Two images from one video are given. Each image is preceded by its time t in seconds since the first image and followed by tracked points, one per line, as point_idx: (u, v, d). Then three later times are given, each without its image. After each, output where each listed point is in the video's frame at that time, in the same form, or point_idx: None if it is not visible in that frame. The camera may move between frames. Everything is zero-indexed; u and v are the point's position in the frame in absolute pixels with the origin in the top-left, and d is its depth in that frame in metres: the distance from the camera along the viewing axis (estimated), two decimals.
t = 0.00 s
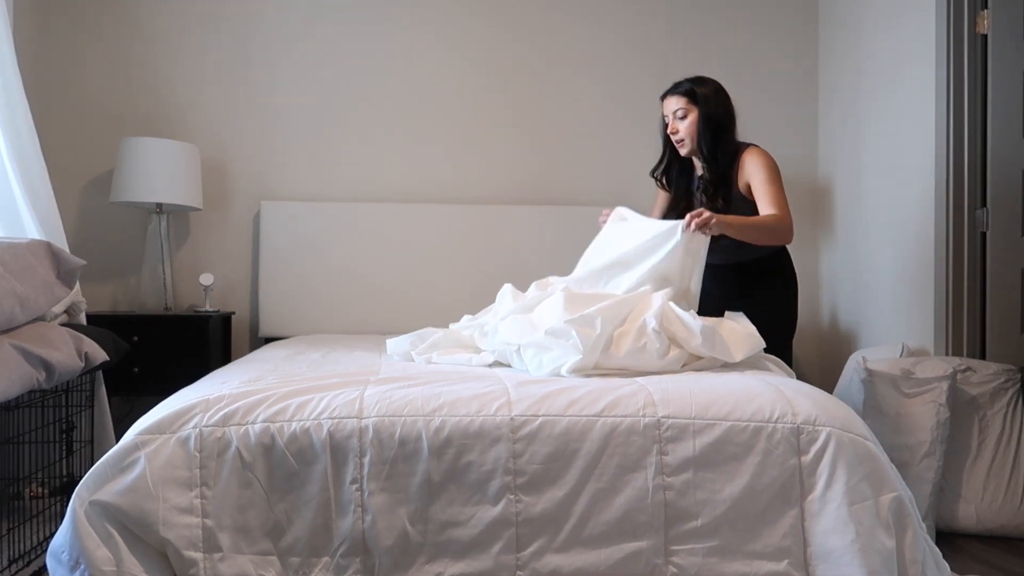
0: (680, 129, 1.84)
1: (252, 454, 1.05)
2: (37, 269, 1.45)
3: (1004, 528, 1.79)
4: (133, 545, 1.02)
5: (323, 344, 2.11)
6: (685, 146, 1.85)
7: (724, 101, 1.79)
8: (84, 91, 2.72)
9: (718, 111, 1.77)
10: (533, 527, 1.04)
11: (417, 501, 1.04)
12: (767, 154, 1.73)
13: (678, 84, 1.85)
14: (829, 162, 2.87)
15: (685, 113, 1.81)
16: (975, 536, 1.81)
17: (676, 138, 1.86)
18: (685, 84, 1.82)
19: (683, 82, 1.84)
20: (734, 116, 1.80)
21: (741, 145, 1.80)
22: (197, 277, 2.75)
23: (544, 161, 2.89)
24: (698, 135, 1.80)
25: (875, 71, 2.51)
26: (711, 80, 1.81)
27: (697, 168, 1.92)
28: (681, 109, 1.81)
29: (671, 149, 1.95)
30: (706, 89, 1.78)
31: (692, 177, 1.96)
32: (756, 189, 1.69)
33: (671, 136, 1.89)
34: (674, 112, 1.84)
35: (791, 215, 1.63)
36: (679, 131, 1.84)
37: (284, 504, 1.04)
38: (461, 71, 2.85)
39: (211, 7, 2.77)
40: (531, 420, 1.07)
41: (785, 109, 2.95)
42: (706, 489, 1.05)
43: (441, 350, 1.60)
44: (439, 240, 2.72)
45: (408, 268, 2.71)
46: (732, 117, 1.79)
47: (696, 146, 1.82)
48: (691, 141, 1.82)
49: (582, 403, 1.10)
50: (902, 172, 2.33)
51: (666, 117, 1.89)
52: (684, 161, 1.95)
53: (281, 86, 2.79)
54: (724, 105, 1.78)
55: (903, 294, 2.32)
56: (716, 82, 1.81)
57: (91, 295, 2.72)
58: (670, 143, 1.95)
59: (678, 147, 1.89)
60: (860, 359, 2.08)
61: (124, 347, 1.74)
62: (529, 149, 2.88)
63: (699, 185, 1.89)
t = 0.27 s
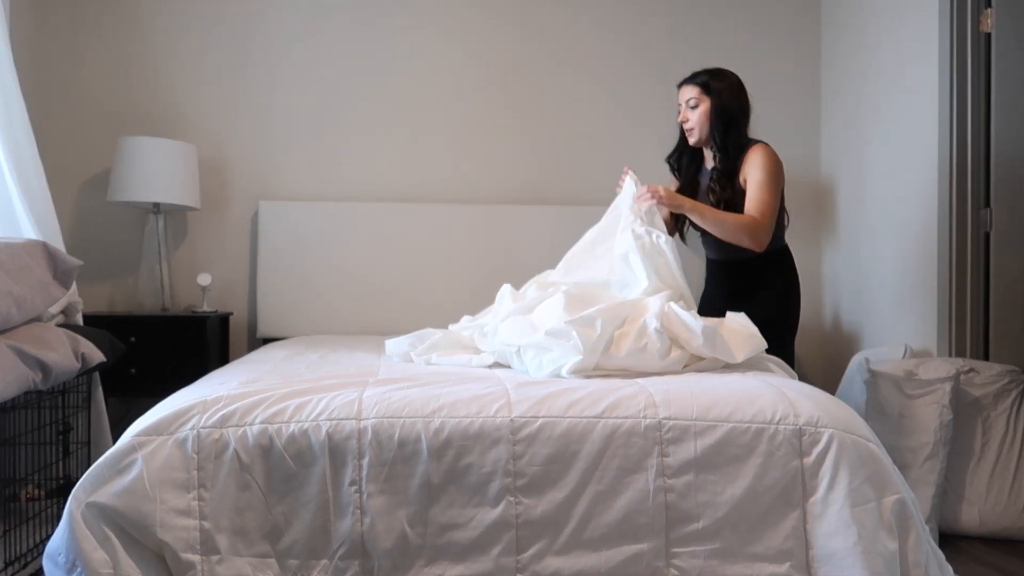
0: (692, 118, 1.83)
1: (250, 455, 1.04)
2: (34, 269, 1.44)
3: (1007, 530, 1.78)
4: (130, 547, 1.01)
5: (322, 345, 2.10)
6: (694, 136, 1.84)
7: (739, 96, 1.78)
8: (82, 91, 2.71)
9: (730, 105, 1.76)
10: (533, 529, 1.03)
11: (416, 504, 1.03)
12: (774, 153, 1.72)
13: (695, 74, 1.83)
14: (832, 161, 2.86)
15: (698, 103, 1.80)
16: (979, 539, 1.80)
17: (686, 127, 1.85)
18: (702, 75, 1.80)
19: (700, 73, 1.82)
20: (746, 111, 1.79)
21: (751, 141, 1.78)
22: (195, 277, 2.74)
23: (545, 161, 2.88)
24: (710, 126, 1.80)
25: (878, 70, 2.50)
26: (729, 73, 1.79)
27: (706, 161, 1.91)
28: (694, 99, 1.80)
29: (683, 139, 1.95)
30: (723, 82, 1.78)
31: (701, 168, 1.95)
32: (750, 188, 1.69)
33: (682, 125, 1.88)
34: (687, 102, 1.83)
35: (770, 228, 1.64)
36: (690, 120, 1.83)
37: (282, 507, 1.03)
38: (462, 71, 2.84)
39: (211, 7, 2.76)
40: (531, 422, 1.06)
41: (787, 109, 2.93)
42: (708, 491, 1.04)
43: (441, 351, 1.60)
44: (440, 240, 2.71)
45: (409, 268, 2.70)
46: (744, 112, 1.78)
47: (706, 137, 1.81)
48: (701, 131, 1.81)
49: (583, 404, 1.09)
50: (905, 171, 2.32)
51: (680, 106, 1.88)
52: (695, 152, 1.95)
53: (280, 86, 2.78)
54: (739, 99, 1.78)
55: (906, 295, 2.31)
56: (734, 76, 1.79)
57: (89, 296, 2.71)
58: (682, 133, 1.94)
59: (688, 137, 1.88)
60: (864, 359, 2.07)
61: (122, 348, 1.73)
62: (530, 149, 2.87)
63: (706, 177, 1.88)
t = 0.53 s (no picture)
0: (698, 117, 1.81)
1: (248, 457, 1.03)
2: (31, 270, 1.43)
3: (1011, 532, 1.77)
4: (127, 550, 1.00)
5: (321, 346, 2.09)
6: (701, 134, 1.82)
7: (745, 92, 1.77)
8: (80, 91, 2.71)
9: (737, 102, 1.76)
10: (533, 531, 1.02)
11: (415, 506, 1.02)
12: (780, 150, 1.70)
13: (700, 72, 1.82)
14: (834, 161, 2.85)
15: (704, 101, 1.79)
16: (982, 541, 1.79)
17: (693, 125, 1.83)
18: (708, 73, 1.79)
19: (705, 70, 1.81)
20: (752, 108, 1.78)
21: (758, 138, 1.77)
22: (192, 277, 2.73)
23: (545, 161, 2.87)
24: (716, 123, 1.78)
25: (880, 69, 2.49)
26: (734, 70, 1.78)
27: (713, 159, 1.90)
28: (701, 97, 1.79)
29: (690, 138, 1.93)
30: (729, 78, 1.77)
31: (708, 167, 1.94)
32: (750, 186, 1.67)
33: (688, 124, 1.86)
34: (693, 100, 1.82)
35: (761, 227, 1.62)
36: (696, 118, 1.81)
37: (280, 508, 1.02)
38: (462, 70, 2.83)
39: (210, 6, 2.75)
40: (532, 423, 1.05)
41: (788, 109, 2.92)
42: (710, 493, 1.03)
43: (441, 352, 1.59)
44: (440, 240, 2.70)
45: (409, 269, 2.69)
46: (751, 108, 1.77)
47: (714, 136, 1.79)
48: (708, 130, 1.80)
49: (583, 406, 1.08)
50: (908, 170, 2.31)
51: (685, 104, 1.86)
52: (701, 152, 1.93)
53: (280, 85, 2.77)
54: (745, 96, 1.77)
55: (909, 294, 2.30)
56: (739, 73, 1.78)
57: (88, 296, 2.71)
58: (688, 132, 1.93)
59: (694, 136, 1.86)
60: (866, 360, 2.06)
61: (118, 349, 1.72)
62: (530, 148, 2.86)
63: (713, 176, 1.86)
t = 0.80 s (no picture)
0: (700, 117, 1.80)
1: (246, 459, 1.02)
2: (27, 270, 1.42)
3: (1014, 534, 1.76)
4: (123, 552, 0.99)
5: (321, 346, 2.08)
6: (703, 135, 1.81)
7: (746, 91, 1.77)
8: (78, 91, 2.70)
9: (739, 101, 1.75)
10: (533, 533, 1.01)
11: (414, 508, 1.01)
12: (783, 150, 1.70)
13: (701, 71, 1.82)
14: (835, 161, 2.84)
15: (706, 101, 1.78)
16: (985, 543, 1.78)
17: (694, 126, 1.82)
18: (709, 73, 1.79)
19: (706, 70, 1.81)
20: (754, 107, 1.77)
21: (761, 138, 1.76)
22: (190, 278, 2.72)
23: (545, 161, 2.86)
24: (718, 123, 1.77)
25: (882, 68, 2.48)
26: (734, 69, 1.78)
27: (716, 160, 1.89)
28: (702, 97, 1.78)
29: (691, 138, 1.92)
30: (729, 78, 1.76)
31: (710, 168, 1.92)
32: (755, 188, 1.66)
33: (690, 124, 1.85)
34: (694, 101, 1.81)
35: (769, 230, 1.62)
36: (698, 119, 1.80)
37: (278, 511, 1.01)
38: (461, 69, 2.82)
39: (208, 6, 2.74)
40: (532, 425, 1.04)
41: (789, 108, 2.91)
42: (711, 495, 1.02)
43: (440, 353, 1.58)
44: (440, 240, 2.69)
45: (409, 269, 2.68)
46: (753, 106, 1.77)
47: (716, 135, 1.78)
48: (710, 130, 1.79)
49: (584, 407, 1.07)
50: (910, 169, 2.30)
51: (687, 105, 1.85)
52: (703, 153, 1.92)
53: (279, 85, 2.76)
54: (746, 95, 1.76)
55: (911, 295, 2.29)
56: (740, 72, 1.78)
57: (86, 297, 2.70)
58: (689, 133, 1.92)
59: (696, 136, 1.85)
60: (869, 361, 2.05)
61: (115, 350, 1.72)
62: (530, 148, 2.85)
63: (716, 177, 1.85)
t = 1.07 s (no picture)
0: (701, 118, 1.79)
1: (244, 460, 1.01)
2: (24, 271, 1.42)
3: (1017, 536, 1.75)
4: (120, 554, 0.99)
5: (320, 347, 2.07)
6: (705, 135, 1.80)
7: (747, 90, 1.75)
8: (76, 91, 2.69)
9: (740, 101, 1.74)
10: (533, 535, 1.00)
11: (414, 510, 1.00)
12: (784, 150, 1.69)
13: (701, 71, 1.81)
14: (837, 161, 2.84)
15: (707, 101, 1.77)
16: (988, 545, 1.77)
17: (695, 126, 1.81)
18: (709, 73, 1.78)
19: (706, 69, 1.80)
20: (755, 106, 1.76)
21: (762, 138, 1.75)
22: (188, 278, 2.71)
23: (546, 161, 2.85)
24: (719, 123, 1.76)
25: (885, 68, 2.47)
26: (735, 68, 1.77)
27: (717, 160, 1.88)
28: (703, 97, 1.77)
29: (692, 138, 1.91)
30: (730, 77, 1.75)
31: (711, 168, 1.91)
32: (757, 190, 1.66)
33: (691, 124, 1.84)
34: (695, 101, 1.80)
35: (771, 232, 1.62)
36: (699, 119, 1.79)
37: (276, 513, 1.01)
38: (461, 69, 2.81)
39: (208, 6, 2.73)
40: (532, 426, 1.03)
41: (790, 108, 2.90)
42: (713, 497, 1.01)
43: (440, 354, 1.57)
44: (440, 240, 2.69)
45: (409, 269, 2.68)
46: (754, 106, 1.75)
47: (717, 136, 1.77)
48: (711, 130, 1.78)
49: (584, 408, 1.06)
50: (913, 169, 2.29)
51: (687, 105, 1.84)
52: (704, 153, 1.91)
53: (279, 85, 2.76)
54: (747, 95, 1.75)
55: (914, 295, 2.28)
56: (740, 71, 1.77)
57: (85, 297, 2.69)
58: (690, 134, 1.90)
59: (697, 137, 1.84)
60: (871, 362, 2.04)
61: (113, 351, 1.71)
62: (531, 148, 2.84)
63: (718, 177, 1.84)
